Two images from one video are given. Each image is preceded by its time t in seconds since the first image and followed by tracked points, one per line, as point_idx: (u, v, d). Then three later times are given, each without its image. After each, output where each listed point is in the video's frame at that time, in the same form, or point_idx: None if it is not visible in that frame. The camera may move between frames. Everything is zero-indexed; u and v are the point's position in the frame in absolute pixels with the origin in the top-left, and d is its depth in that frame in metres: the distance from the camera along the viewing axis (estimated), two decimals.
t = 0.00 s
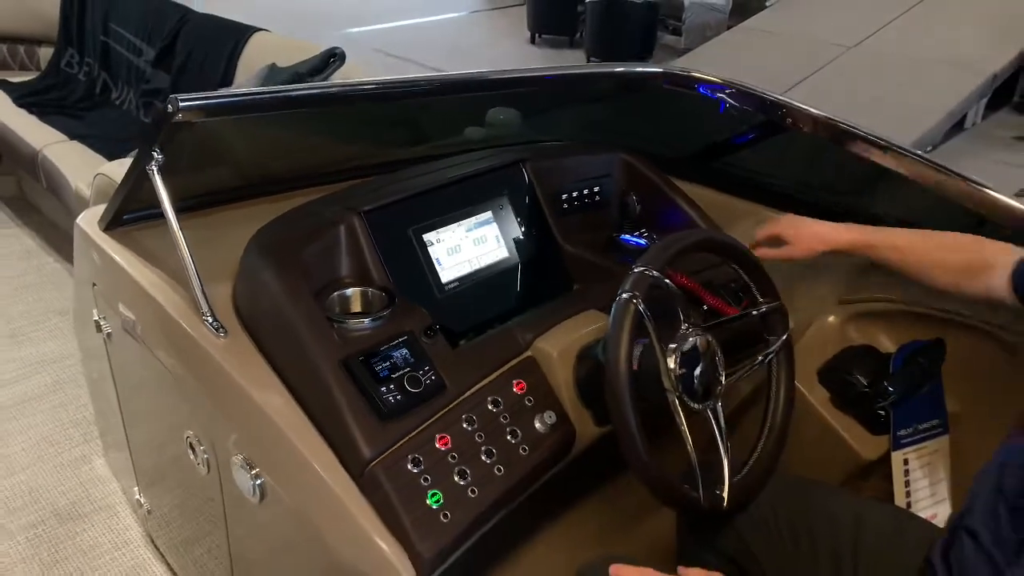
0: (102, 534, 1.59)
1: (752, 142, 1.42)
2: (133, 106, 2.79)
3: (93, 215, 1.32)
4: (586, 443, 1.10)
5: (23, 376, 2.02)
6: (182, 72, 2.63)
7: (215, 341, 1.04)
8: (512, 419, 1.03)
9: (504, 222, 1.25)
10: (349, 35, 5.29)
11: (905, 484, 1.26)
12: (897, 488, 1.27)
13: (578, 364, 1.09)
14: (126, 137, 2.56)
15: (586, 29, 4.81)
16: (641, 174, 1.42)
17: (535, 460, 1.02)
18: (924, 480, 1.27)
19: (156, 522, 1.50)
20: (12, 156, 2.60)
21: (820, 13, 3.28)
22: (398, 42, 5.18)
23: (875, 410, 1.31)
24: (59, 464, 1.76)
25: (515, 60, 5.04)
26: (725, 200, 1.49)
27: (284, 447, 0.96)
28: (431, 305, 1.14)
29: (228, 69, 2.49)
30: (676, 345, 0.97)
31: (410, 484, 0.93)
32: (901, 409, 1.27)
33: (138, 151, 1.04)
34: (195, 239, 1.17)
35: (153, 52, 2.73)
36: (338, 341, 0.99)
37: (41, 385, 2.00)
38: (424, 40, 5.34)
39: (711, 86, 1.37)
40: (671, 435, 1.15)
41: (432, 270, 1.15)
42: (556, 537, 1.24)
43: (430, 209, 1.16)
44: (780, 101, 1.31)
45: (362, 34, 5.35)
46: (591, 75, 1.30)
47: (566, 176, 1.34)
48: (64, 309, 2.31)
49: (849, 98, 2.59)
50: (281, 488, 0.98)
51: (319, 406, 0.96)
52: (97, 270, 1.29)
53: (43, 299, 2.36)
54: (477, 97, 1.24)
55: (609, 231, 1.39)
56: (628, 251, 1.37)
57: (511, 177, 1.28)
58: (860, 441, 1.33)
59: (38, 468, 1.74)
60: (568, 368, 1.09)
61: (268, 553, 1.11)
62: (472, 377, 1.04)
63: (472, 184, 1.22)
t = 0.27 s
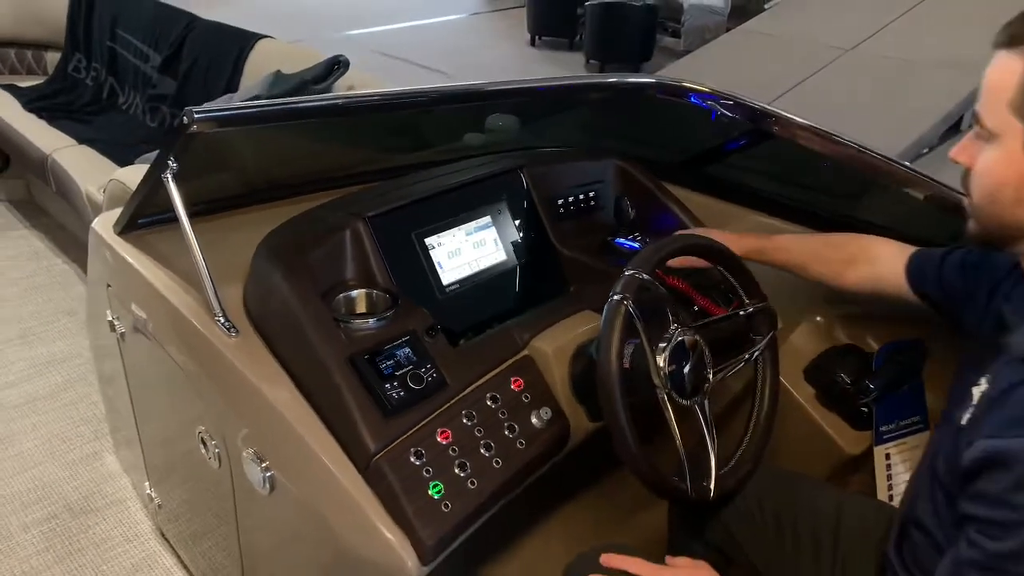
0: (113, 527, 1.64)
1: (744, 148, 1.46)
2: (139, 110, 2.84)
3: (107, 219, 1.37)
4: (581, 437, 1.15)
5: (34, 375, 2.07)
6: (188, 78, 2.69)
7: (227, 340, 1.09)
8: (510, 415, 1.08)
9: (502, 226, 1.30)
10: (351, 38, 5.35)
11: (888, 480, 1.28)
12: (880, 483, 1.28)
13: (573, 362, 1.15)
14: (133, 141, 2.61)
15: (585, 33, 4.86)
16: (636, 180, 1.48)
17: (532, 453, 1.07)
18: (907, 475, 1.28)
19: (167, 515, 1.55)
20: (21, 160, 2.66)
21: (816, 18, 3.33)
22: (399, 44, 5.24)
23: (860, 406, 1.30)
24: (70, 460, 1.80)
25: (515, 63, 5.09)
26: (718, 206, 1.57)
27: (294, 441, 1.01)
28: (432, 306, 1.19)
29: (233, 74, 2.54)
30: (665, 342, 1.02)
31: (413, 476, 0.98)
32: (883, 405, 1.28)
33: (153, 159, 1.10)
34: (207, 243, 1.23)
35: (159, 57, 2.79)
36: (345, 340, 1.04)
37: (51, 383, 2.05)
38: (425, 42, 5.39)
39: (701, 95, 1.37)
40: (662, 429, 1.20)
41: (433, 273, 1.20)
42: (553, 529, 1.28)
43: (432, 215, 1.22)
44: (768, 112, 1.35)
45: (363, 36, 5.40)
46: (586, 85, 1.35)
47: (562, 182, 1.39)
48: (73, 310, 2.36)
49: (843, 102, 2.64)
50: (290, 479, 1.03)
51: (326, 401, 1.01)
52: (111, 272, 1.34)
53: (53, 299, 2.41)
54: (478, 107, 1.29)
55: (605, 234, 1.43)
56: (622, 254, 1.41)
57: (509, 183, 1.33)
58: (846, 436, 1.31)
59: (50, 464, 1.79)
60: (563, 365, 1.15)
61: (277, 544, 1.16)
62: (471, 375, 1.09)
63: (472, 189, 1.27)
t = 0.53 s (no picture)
0: (129, 515, 1.69)
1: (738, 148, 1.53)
2: (147, 112, 2.92)
3: (125, 218, 1.43)
4: (580, 424, 1.20)
5: (48, 369, 2.14)
6: (196, 81, 2.76)
7: (243, 331, 1.15)
8: (512, 403, 1.14)
9: (505, 224, 1.36)
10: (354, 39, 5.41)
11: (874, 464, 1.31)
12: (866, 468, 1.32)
13: (572, 353, 1.21)
14: (143, 142, 2.67)
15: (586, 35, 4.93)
16: (633, 180, 1.54)
17: (533, 439, 1.13)
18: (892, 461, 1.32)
19: (181, 502, 1.61)
20: (33, 160, 2.72)
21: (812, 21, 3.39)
22: (402, 45, 5.30)
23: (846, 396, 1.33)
24: (86, 451, 1.86)
25: (516, 63, 5.15)
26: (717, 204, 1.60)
27: (308, 426, 1.07)
28: (438, 300, 1.25)
29: (242, 77, 2.60)
30: (660, 334, 1.08)
31: (421, 459, 1.04)
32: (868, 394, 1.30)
33: (173, 161, 1.16)
34: (222, 240, 1.28)
35: (168, 60, 2.86)
36: (356, 331, 1.10)
37: (66, 377, 2.11)
38: (427, 43, 5.45)
39: (694, 99, 1.47)
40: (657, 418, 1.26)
41: (439, 269, 1.26)
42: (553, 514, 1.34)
43: (438, 213, 1.27)
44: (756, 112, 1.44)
45: (366, 38, 5.47)
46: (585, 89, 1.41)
47: (562, 181, 1.45)
48: (85, 307, 2.42)
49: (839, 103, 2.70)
50: (304, 462, 1.09)
51: (339, 389, 1.07)
52: (129, 267, 1.40)
53: (65, 297, 2.47)
54: (481, 109, 1.35)
55: (603, 232, 1.49)
56: (619, 251, 1.46)
57: (511, 183, 1.39)
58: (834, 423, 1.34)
59: (66, 455, 1.85)
60: (563, 356, 1.21)
61: (290, 526, 1.22)
62: (475, 365, 1.15)
63: (476, 189, 1.33)
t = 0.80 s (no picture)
0: (143, 498, 1.76)
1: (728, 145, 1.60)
2: (155, 110, 3.00)
3: (143, 211, 1.50)
4: (575, 406, 1.27)
5: (63, 359, 2.21)
6: (204, 80, 2.83)
7: (258, 317, 1.22)
8: (512, 384, 1.21)
9: (504, 216, 1.42)
10: (355, 39, 5.48)
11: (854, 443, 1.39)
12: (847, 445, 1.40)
13: (568, 339, 1.27)
14: (153, 140, 2.74)
15: (586, 35, 5.00)
16: (628, 175, 1.60)
17: (531, 418, 1.20)
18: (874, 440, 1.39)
19: (194, 484, 1.68)
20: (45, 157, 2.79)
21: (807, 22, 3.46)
22: (405, 45, 5.37)
23: (829, 378, 1.38)
24: (101, 438, 1.93)
25: (517, 63, 5.21)
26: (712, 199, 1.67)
27: (320, 405, 1.14)
28: (441, 288, 1.31)
29: (249, 76, 2.67)
30: (650, 318, 1.14)
31: (425, 434, 1.10)
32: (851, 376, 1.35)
33: (191, 156, 1.22)
34: (236, 232, 1.35)
35: (177, 60, 2.93)
36: (364, 316, 1.17)
37: (80, 367, 2.18)
38: (429, 43, 5.52)
39: (684, 96, 1.53)
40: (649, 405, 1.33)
41: (443, 259, 1.32)
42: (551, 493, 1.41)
43: (442, 206, 1.34)
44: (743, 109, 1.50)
45: (367, 37, 5.54)
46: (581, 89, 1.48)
47: (560, 177, 1.52)
48: (96, 300, 2.49)
49: (831, 102, 2.77)
50: (316, 439, 1.16)
51: (348, 369, 1.14)
52: (146, 257, 1.47)
53: (77, 290, 2.53)
54: (482, 108, 1.41)
55: (599, 225, 1.56)
56: (614, 243, 1.53)
57: (510, 178, 1.45)
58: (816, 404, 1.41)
59: (81, 441, 1.92)
60: (560, 341, 1.27)
61: (302, 502, 1.29)
62: (476, 349, 1.21)
63: (476, 184, 1.40)
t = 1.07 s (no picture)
0: (155, 483, 1.83)
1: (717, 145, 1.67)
2: (163, 110, 3.07)
3: (157, 206, 1.57)
4: (569, 390, 1.34)
5: (75, 352, 2.27)
6: (210, 80, 2.90)
7: (268, 306, 1.29)
8: (509, 369, 1.28)
9: (502, 212, 1.49)
10: (357, 39, 5.55)
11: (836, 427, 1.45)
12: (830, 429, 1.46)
13: (563, 327, 1.34)
14: (160, 139, 2.81)
15: (584, 36, 5.07)
16: (621, 173, 1.67)
17: (527, 402, 1.27)
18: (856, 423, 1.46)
19: (204, 470, 1.75)
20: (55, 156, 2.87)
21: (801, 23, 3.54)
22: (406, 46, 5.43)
23: (811, 365, 1.44)
24: (113, 427, 2.00)
25: (516, 64, 5.28)
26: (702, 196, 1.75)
27: (328, 388, 1.21)
28: (440, 278, 1.39)
29: (254, 76, 2.74)
30: (639, 307, 1.21)
31: (427, 415, 1.18)
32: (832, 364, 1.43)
33: (205, 154, 1.29)
34: (247, 226, 1.42)
35: (184, 62, 3.00)
36: (370, 304, 1.24)
37: (91, 359, 2.25)
38: (430, 44, 5.59)
39: (674, 97, 1.57)
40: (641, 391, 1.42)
41: (443, 252, 1.40)
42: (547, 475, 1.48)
43: (442, 202, 1.41)
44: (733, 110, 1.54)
45: (368, 37, 5.60)
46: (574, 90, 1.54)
47: (556, 174, 1.59)
48: (106, 295, 2.56)
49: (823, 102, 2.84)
50: (325, 420, 1.23)
51: (354, 355, 1.21)
52: (159, 250, 1.54)
53: (87, 286, 2.60)
54: (481, 108, 1.48)
55: (593, 220, 1.63)
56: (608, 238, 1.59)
57: (508, 174, 1.52)
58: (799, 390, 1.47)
59: (94, 430, 1.99)
60: (555, 329, 1.34)
61: (310, 482, 1.36)
62: (475, 337, 1.28)
63: (476, 181, 1.46)
